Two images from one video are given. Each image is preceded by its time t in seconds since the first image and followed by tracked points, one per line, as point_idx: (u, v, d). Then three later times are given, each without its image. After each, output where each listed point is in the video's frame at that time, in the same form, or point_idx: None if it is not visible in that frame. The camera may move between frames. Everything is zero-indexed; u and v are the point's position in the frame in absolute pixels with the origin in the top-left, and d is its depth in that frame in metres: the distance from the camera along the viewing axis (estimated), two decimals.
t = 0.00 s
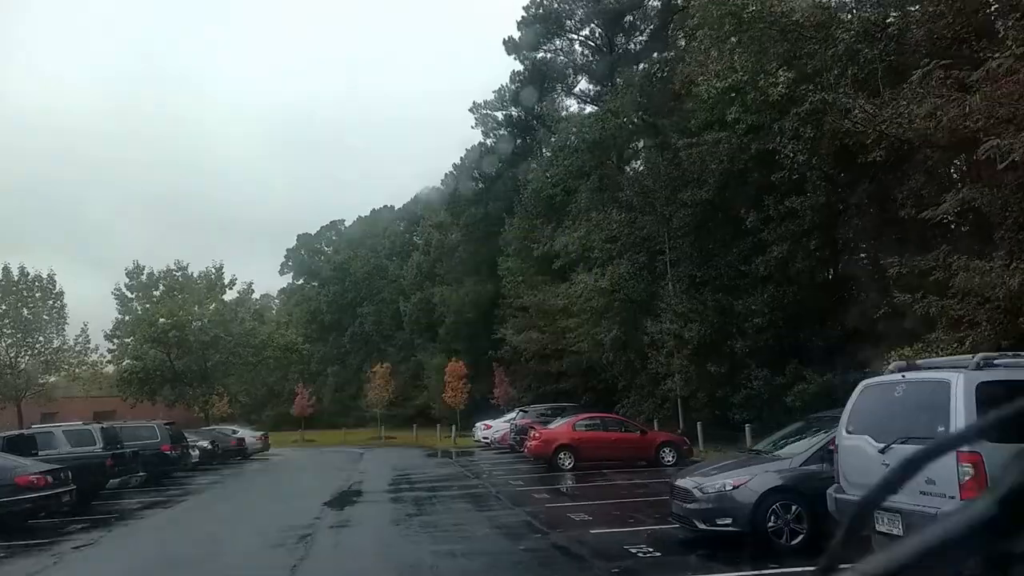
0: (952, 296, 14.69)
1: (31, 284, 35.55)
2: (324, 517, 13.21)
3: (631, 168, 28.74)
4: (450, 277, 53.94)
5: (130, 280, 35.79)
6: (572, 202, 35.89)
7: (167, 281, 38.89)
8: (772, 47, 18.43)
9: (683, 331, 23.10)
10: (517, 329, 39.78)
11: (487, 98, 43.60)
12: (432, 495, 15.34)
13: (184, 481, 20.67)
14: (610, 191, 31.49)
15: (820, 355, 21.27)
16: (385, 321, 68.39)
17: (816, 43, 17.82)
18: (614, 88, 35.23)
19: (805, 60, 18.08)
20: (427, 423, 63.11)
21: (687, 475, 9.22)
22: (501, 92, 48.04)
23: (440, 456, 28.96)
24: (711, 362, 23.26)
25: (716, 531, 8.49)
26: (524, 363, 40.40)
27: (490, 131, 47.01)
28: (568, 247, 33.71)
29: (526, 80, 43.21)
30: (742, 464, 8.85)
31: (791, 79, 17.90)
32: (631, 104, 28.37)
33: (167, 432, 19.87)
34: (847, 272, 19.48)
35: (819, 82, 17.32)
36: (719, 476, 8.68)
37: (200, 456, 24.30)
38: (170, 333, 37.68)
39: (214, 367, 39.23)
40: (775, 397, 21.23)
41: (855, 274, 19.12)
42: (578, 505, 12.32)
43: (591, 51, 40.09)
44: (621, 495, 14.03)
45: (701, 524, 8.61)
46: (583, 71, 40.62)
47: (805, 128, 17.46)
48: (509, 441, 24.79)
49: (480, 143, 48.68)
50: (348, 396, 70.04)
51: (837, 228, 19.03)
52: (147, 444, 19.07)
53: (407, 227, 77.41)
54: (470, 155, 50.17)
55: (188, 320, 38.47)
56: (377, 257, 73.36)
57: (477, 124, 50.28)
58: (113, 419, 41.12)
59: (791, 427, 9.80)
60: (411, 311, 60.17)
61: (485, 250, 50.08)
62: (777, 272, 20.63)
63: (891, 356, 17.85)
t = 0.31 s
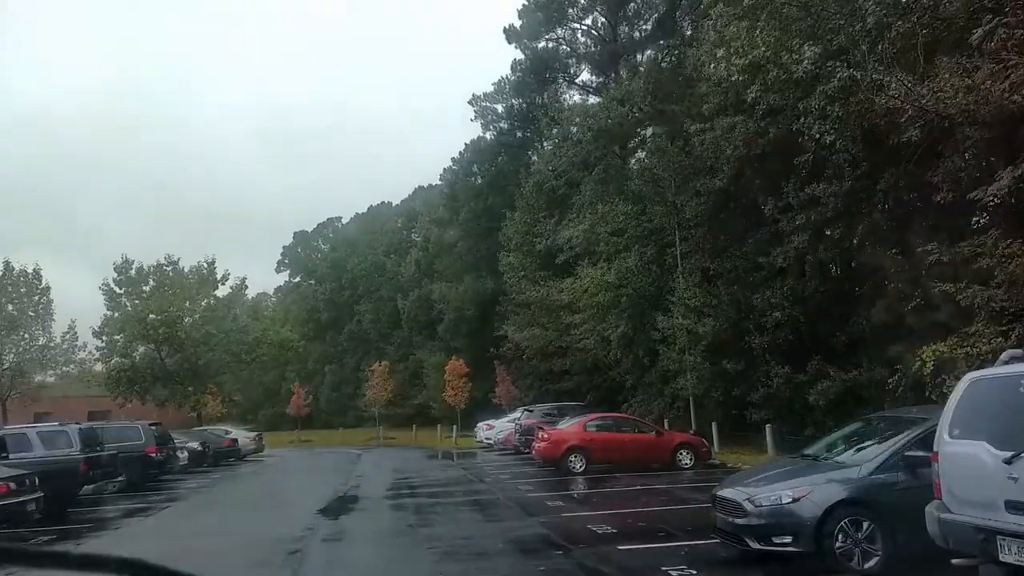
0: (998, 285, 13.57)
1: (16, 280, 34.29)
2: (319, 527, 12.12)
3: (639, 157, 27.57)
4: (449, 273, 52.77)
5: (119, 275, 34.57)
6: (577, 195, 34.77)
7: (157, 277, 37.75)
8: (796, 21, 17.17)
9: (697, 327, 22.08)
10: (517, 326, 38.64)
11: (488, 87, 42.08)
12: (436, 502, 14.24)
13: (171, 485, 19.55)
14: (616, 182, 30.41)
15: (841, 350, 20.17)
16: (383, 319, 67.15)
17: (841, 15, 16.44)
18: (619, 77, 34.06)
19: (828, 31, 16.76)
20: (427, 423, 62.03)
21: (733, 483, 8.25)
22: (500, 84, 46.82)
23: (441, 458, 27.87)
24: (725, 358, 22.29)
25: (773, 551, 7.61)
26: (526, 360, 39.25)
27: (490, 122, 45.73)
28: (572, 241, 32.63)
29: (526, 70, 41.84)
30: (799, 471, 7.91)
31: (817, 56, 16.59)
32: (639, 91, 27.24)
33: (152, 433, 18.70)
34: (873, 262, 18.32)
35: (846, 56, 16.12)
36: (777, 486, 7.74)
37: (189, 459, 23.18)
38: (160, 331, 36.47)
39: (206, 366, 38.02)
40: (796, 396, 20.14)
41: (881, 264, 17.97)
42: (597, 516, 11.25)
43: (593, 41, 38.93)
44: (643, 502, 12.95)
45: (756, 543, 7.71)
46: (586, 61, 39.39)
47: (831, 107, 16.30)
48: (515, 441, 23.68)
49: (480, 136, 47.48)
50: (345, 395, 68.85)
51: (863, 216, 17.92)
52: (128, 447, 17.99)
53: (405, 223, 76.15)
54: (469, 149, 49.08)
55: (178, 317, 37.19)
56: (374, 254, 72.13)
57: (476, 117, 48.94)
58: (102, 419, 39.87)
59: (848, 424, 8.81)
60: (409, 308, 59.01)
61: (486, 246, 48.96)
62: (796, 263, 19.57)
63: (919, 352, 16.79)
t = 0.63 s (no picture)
0: None
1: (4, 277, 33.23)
2: (310, 538, 11.12)
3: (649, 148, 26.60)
4: (449, 271, 51.73)
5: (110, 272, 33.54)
6: (582, 188, 33.79)
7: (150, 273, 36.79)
8: None
9: (711, 322, 21.08)
10: (519, 324, 37.61)
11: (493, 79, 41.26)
12: (438, 508, 13.24)
13: (157, 491, 18.57)
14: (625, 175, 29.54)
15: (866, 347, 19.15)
16: (383, 319, 66.03)
17: None
18: (627, 67, 33.06)
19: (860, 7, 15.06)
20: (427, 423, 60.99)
21: (791, 492, 7.49)
22: (503, 77, 45.79)
23: (442, 460, 26.85)
24: (741, 356, 21.28)
25: (845, 574, 6.75)
26: (529, 359, 38.23)
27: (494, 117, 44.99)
28: (577, 236, 31.62)
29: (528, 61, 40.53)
30: (867, 482, 7.07)
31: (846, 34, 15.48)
32: (649, 80, 26.25)
33: (137, 435, 17.89)
34: (904, 252, 17.22)
35: (877, 31, 15.01)
36: (843, 500, 6.92)
37: (179, 461, 22.16)
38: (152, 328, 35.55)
39: (199, 364, 37.17)
40: (818, 394, 19.10)
41: (913, 254, 16.87)
42: (618, 529, 10.23)
43: (599, 31, 37.90)
44: (664, 509, 11.92)
45: (823, 564, 6.88)
46: (591, 51, 38.18)
47: (863, 85, 15.12)
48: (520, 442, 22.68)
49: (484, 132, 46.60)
50: (344, 395, 67.78)
51: (891, 203, 16.89)
52: (111, 450, 17.17)
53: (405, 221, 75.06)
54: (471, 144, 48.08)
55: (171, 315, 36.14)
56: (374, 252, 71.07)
57: (478, 111, 47.77)
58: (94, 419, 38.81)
59: (917, 426, 8.03)
60: (409, 307, 57.96)
61: (488, 243, 48.12)
62: (818, 254, 18.46)
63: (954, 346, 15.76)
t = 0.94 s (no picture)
0: None
1: None
2: (298, 555, 9.95)
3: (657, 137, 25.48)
4: (449, 269, 50.56)
5: (97, 267, 32.35)
6: (587, 181, 32.66)
7: (138, 267, 35.56)
8: None
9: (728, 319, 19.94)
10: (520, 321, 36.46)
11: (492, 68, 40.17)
12: (442, 518, 12.06)
13: (140, 496, 17.46)
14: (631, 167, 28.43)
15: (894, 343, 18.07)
16: (380, 317, 64.80)
17: None
18: (633, 54, 31.87)
19: None
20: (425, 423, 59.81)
21: (873, 513, 6.21)
22: (504, 70, 44.63)
23: (442, 462, 25.71)
24: (759, 353, 20.17)
25: None
26: (532, 358, 37.08)
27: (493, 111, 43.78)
28: (581, 230, 30.49)
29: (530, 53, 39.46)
30: (975, 501, 5.82)
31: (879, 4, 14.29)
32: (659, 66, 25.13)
33: (117, 436, 16.72)
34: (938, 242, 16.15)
35: None
36: (947, 521, 5.63)
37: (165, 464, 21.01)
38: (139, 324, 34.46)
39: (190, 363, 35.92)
40: (843, 393, 18.07)
41: (948, 244, 15.78)
42: (645, 545, 9.13)
43: (603, 19, 36.75)
44: (694, 521, 10.81)
45: None
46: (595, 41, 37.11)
47: (899, 60, 14.00)
48: (524, 444, 21.54)
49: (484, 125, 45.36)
50: (340, 395, 66.56)
51: (924, 189, 15.77)
52: (85, 453, 16.11)
53: (403, 218, 73.83)
54: (471, 138, 46.89)
55: (159, 312, 34.99)
56: (371, 249, 69.86)
57: (478, 104, 46.66)
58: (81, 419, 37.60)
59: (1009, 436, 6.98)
60: (407, 305, 56.76)
61: (487, 239, 46.95)
62: (844, 245, 17.38)
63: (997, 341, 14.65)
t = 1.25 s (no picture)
0: None
1: None
2: (287, 571, 8.92)
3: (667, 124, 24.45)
4: (448, 266, 49.52)
5: (85, 262, 31.32)
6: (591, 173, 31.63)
7: (128, 263, 34.71)
8: None
9: (745, 313, 18.84)
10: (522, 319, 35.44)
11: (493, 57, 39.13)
12: (447, 529, 11.02)
13: (124, 500, 16.46)
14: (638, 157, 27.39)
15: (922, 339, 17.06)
16: (379, 316, 63.75)
17: None
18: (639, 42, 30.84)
19: None
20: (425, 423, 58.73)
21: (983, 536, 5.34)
22: (505, 61, 43.63)
23: (444, 464, 24.67)
24: (777, 350, 19.18)
25: None
26: (535, 356, 36.05)
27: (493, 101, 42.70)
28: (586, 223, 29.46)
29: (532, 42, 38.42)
30: None
31: None
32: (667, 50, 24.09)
33: (99, 438, 15.68)
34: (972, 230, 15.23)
35: None
36: None
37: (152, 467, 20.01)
38: (129, 323, 33.47)
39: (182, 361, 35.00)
40: (869, 392, 17.07)
41: (984, 233, 14.86)
42: (679, 562, 8.14)
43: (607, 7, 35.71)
44: (726, 533, 9.82)
45: None
46: (597, 30, 36.11)
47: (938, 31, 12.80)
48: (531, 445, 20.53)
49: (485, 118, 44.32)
50: (338, 395, 65.48)
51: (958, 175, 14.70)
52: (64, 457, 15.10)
53: (402, 215, 72.78)
54: (472, 132, 45.85)
55: (150, 309, 34.00)
56: (369, 247, 68.81)
57: (479, 97, 45.64)
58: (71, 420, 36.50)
59: None
60: (406, 303, 55.70)
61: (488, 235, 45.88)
62: (871, 235, 16.36)
63: None
